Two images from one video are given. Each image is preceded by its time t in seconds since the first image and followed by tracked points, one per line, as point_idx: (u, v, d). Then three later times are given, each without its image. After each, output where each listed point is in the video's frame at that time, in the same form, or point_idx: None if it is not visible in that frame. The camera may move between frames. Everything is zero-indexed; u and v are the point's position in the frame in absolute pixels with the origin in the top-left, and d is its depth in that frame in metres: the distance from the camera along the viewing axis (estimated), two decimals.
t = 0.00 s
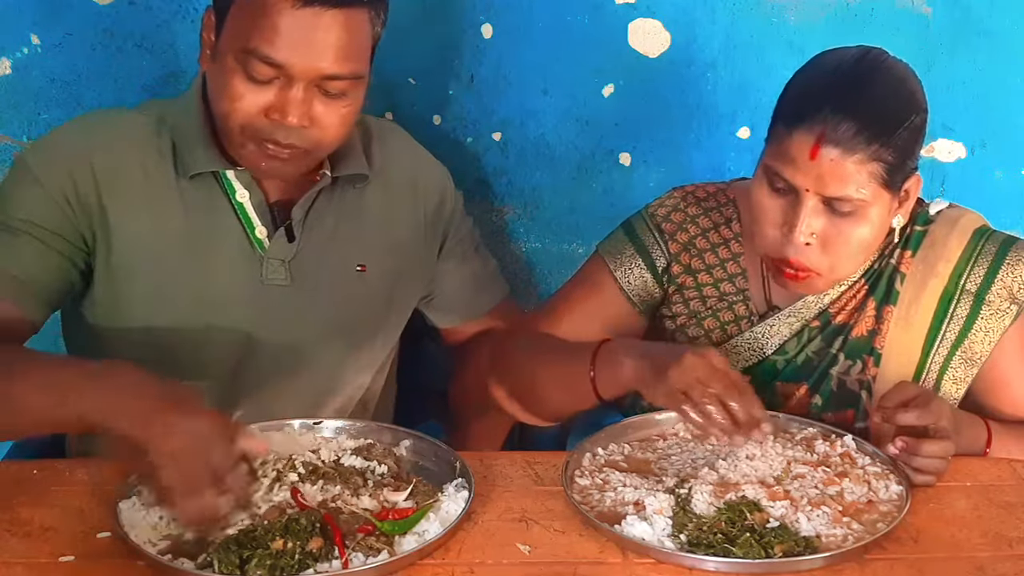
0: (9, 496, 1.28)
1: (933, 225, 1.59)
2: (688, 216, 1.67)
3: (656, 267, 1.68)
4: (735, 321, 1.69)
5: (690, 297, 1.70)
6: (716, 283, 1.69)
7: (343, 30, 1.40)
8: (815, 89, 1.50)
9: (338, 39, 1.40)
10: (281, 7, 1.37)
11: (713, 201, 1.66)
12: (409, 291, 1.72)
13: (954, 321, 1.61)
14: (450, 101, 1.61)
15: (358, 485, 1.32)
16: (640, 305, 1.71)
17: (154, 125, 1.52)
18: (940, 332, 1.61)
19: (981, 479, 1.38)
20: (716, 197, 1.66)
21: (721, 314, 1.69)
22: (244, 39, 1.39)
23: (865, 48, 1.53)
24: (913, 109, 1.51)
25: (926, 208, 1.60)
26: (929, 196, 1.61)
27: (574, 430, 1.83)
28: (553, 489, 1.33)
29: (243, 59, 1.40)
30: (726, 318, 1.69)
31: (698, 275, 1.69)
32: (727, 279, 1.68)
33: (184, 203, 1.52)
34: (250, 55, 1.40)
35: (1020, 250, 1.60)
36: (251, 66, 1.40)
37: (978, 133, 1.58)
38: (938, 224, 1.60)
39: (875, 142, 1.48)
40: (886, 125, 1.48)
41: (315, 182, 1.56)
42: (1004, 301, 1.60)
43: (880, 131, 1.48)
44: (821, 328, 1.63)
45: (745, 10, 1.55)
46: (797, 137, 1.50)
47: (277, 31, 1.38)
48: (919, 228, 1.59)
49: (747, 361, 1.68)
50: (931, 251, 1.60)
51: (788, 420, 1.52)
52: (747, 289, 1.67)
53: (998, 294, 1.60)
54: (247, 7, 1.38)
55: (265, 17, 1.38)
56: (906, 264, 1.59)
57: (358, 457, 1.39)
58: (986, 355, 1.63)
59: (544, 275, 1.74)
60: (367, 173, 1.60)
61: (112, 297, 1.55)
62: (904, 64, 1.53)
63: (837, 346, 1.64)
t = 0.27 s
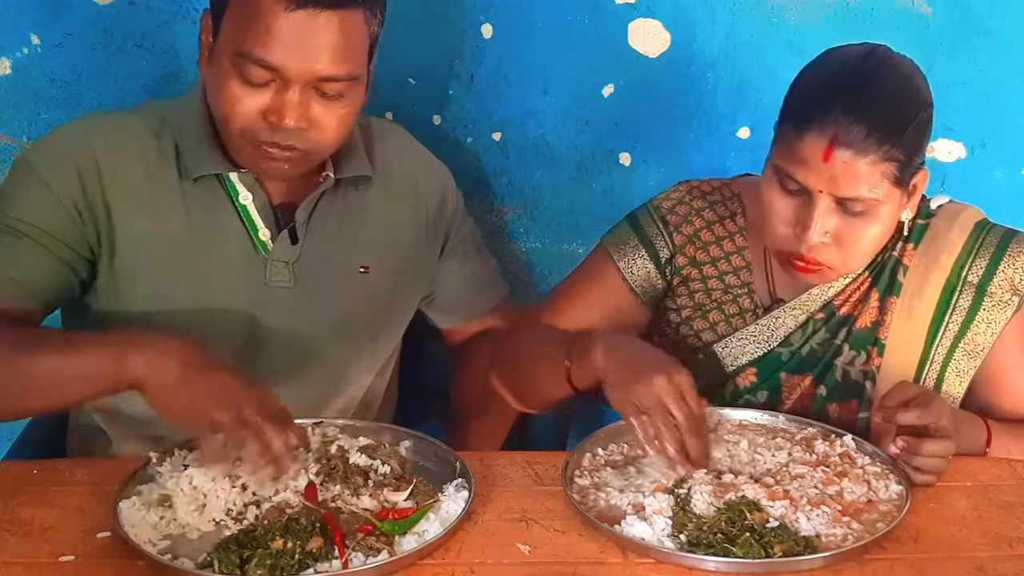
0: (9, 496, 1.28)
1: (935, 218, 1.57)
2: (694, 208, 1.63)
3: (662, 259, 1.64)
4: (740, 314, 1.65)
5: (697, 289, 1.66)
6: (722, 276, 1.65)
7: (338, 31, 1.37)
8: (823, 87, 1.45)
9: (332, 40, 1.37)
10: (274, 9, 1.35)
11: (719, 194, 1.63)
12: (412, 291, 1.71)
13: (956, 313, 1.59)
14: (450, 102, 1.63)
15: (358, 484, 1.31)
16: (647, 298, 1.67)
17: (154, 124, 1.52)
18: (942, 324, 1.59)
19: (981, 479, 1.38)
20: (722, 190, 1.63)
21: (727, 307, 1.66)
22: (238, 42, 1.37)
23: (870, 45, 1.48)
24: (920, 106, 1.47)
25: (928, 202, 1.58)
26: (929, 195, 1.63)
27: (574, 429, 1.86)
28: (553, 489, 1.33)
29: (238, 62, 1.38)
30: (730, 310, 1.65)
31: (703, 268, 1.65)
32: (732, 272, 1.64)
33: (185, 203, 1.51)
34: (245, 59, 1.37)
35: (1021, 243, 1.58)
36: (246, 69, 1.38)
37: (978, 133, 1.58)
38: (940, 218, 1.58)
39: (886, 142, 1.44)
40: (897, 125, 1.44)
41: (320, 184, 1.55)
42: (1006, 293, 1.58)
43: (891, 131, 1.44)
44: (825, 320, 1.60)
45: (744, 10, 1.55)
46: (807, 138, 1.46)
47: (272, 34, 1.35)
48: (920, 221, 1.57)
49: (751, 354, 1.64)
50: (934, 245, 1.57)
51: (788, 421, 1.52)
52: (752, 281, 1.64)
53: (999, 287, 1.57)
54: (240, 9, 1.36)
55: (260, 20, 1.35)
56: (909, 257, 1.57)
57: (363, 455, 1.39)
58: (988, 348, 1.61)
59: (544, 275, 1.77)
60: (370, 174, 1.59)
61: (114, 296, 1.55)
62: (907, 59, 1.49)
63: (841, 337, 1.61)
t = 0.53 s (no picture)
0: (9, 496, 1.28)
1: (935, 216, 1.58)
2: (695, 202, 1.67)
3: (661, 251, 1.69)
4: (739, 307, 1.68)
5: (696, 282, 1.70)
6: (722, 268, 1.68)
7: (333, 34, 1.43)
8: (823, 91, 1.52)
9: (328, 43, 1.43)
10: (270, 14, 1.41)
11: (720, 188, 1.66)
12: (412, 291, 1.74)
13: (955, 309, 1.60)
14: (449, 101, 1.61)
15: (358, 484, 1.31)
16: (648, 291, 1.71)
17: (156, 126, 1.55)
18: (941, 321, 1.60)
19: (981, 479, 1.38)
20: (724, 184, 1.66)
21: (726, 300, 1.69)
22: (237, 42, 1.43)
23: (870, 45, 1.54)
24: (919, 107, 1.54)
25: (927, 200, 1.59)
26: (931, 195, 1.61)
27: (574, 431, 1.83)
28: (553, 489, 1.33)
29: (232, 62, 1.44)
30: (729, 303, 1.69)
31: (703, 260, 1.69)
32: (731, 265, 1.68)
33: (186, 203, 1.54)
34: (241, 60, 1.43)
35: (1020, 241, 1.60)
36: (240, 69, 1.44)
37: (978, 133, 1.58)
38: (940, 215, 1.59)
39: (885, 144, 1.51)
40: (894, 127, 1.51)
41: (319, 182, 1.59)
42: (1005, 290, 1.59)
43: (888, 133, 1.51)
44: (823, 313, 1.62)
45: (744, 11, 1.55)
46: (808, 140, 1.53)
47: (266, 35, 1.41)
48: (920, 218, 1.58)
49: (751, 345, 1.67)
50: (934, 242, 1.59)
51: (788, 421, 1.52)
52: (751, 275, 1.67)
53: (998, 283, 1.59)
54: (241, 10, 1.41)
55: (254, 23, 1.41)
56: (908, 253, 1.59)
57: (363, 455, 1.39)
58: (986, 346, 1.62)
59: (544, 275, 1.73)
60: (371, 173, 1.63)
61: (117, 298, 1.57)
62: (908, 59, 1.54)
63: (839, 330, 1.63)
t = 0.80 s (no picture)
0: (9, 496, 1.28)
1: (935, 212, 1.57)
2: (698, 198, 1.64)
3: (664, 249, 1.64)
4: (741, 302, 1.64)
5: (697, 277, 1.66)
6: (723, 264, 1.64)
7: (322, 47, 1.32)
8: (821, 81, 1.42)
9: (313, 54, 1.31)
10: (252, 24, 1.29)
11: (722, 185, 1.63)
12: (412, 292, 1.71)
13: (954, 304, 1.58)
14: (450, 101, 1.63)
15: (358, 484, 1.31)
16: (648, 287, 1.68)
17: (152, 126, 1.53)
18: (940, 317, 1.59)
19: (981, 479, 1.38)
20: (726, 182, 1.64)
21: (728, 294, 1.65)
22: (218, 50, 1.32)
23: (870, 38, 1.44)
24: (918, 98, 1.44)
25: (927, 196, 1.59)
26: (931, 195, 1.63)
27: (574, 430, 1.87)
28: (553, 489, 1.33)
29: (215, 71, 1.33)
30: (731, 298, 1.65)
31: (706, 257, 1.64)
32: (733, 260, 1.64)
33: (184, 205, 1.52)
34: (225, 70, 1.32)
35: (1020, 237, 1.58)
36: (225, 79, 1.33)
37: (978, 133, 1.59)
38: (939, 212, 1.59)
39: (884, 135, 1.40)
40: (894, 116, 1.40)
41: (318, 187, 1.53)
42: (1004, 285, 1.57)
43: (889, 124, 1.40)
44: (825, 308, 1.60)
45: (744, 11, 1.56)
46: (806, 132, 1.43)
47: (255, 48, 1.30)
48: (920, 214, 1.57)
49: (751, 339, 1.64)
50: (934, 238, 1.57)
51: (788, 421, 1.52)
52: (753, 269, 1.63)
53: (998, 278, 1.57)
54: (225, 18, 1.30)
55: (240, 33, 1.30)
56: (909, 248, 1.57)
57: (363, 455, 1.39)
58: (986, 340, 1.60)
59: (544, 275, 1.77)
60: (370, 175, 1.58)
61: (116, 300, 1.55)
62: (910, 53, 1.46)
63: (840, 325, 1.60)
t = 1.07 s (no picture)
0: (9, 496, 1.28)
1: (935, 210, 1.57)
2: (698, 194, 1.66)
3: (664, 243, 1.67)
4: (741, 297, 1.68)
5: (699, 272, 1.69)
6: (724, 259, 1.68)
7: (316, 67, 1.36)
8: (835, 75, 1.49)
9: (310, 75, 1.35)
10: (248, 45, 1.33)
11: (723, 181, 1.66)
12: (411, 294, 1.74)
13: (956, 301, 1.58)
14: (449, 101, 1.61)
15: (358, 484, 1.31)
16: (649, 283, 1.70)
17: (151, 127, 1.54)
18: (941, 313, 1.58)
19: (981, 479, 1.38)
20: (726, 178, 1.65)
21: (727, 289, 1.68)
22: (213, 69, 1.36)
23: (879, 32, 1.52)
24: (929, 91, 1.51)
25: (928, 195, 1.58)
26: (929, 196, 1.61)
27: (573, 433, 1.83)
28: (553, 489, 1.33)
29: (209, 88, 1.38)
30: (732, 293, 1.68)
31: (706, 251, 1.68)
32: (734, 256, 1.67)
33: (178, 208, 1.56)
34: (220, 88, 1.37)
35: (1020, 234, 1.58)
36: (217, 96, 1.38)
37: (978, 133, 1.57)
38: (940, 210, 1.59)
39: (896, 127, 1.47)
40: (905, 110, 1.47)
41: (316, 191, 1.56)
42: (1005, 283, 1.58)
43: (900, 117, 1.47)
44: (827, 303, 1.61)
45: (744, 12, 1.55)
46: (819, 125, 1.49)
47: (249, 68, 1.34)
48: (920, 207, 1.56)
49: (753, 334, 1.65)
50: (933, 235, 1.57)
51: (788, 421, 1.52)
52: (754, 265, 1.66)
53: (999, 275, 1.58)
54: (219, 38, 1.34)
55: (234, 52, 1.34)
56: (909, 244, 1.57)
57: (363, 455, 1.39)
58: (986, 337, 1.60)
59: (544, 276, 1.74)
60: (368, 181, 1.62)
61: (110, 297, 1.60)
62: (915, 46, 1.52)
63: (841, 320, 1.61)
